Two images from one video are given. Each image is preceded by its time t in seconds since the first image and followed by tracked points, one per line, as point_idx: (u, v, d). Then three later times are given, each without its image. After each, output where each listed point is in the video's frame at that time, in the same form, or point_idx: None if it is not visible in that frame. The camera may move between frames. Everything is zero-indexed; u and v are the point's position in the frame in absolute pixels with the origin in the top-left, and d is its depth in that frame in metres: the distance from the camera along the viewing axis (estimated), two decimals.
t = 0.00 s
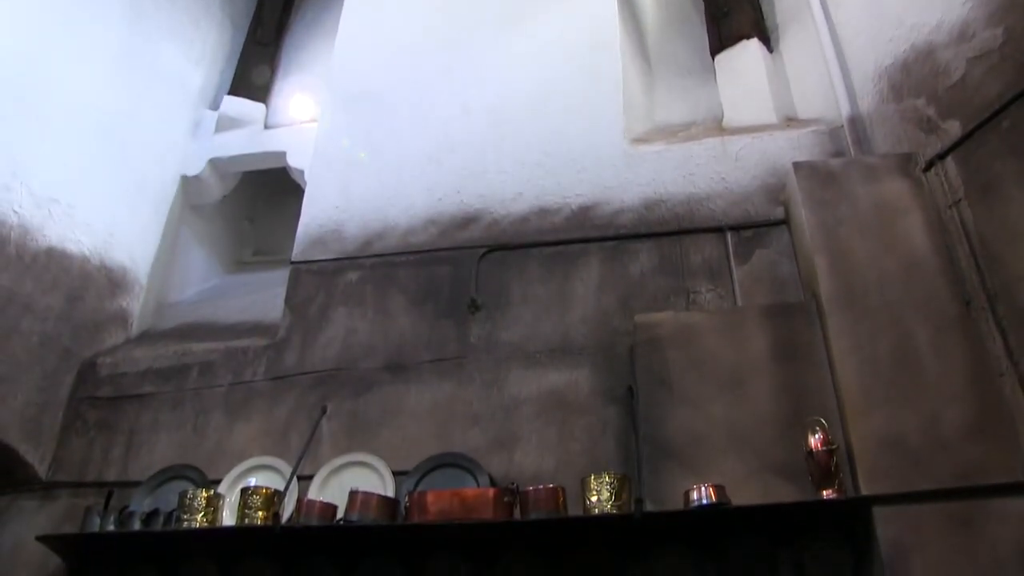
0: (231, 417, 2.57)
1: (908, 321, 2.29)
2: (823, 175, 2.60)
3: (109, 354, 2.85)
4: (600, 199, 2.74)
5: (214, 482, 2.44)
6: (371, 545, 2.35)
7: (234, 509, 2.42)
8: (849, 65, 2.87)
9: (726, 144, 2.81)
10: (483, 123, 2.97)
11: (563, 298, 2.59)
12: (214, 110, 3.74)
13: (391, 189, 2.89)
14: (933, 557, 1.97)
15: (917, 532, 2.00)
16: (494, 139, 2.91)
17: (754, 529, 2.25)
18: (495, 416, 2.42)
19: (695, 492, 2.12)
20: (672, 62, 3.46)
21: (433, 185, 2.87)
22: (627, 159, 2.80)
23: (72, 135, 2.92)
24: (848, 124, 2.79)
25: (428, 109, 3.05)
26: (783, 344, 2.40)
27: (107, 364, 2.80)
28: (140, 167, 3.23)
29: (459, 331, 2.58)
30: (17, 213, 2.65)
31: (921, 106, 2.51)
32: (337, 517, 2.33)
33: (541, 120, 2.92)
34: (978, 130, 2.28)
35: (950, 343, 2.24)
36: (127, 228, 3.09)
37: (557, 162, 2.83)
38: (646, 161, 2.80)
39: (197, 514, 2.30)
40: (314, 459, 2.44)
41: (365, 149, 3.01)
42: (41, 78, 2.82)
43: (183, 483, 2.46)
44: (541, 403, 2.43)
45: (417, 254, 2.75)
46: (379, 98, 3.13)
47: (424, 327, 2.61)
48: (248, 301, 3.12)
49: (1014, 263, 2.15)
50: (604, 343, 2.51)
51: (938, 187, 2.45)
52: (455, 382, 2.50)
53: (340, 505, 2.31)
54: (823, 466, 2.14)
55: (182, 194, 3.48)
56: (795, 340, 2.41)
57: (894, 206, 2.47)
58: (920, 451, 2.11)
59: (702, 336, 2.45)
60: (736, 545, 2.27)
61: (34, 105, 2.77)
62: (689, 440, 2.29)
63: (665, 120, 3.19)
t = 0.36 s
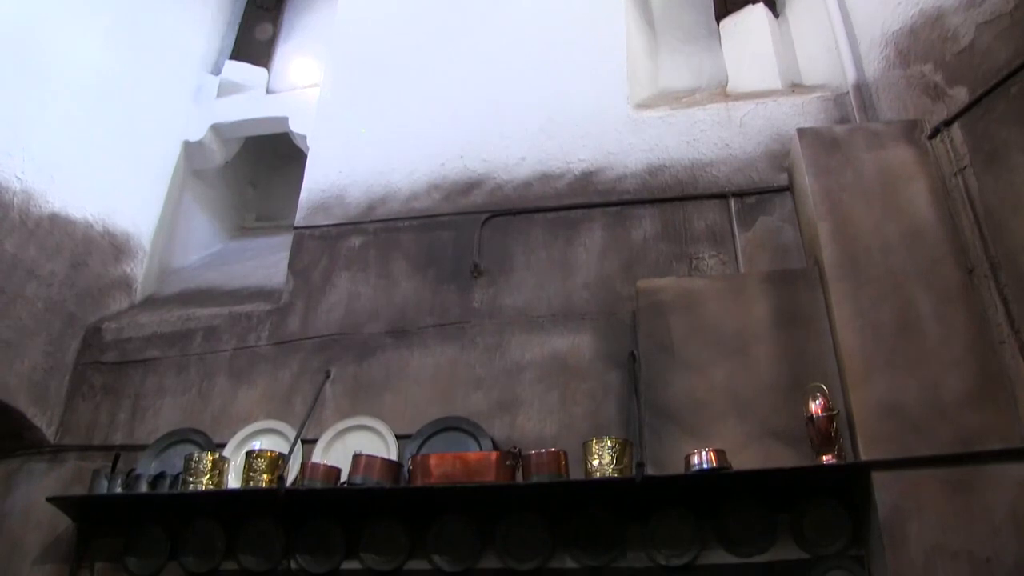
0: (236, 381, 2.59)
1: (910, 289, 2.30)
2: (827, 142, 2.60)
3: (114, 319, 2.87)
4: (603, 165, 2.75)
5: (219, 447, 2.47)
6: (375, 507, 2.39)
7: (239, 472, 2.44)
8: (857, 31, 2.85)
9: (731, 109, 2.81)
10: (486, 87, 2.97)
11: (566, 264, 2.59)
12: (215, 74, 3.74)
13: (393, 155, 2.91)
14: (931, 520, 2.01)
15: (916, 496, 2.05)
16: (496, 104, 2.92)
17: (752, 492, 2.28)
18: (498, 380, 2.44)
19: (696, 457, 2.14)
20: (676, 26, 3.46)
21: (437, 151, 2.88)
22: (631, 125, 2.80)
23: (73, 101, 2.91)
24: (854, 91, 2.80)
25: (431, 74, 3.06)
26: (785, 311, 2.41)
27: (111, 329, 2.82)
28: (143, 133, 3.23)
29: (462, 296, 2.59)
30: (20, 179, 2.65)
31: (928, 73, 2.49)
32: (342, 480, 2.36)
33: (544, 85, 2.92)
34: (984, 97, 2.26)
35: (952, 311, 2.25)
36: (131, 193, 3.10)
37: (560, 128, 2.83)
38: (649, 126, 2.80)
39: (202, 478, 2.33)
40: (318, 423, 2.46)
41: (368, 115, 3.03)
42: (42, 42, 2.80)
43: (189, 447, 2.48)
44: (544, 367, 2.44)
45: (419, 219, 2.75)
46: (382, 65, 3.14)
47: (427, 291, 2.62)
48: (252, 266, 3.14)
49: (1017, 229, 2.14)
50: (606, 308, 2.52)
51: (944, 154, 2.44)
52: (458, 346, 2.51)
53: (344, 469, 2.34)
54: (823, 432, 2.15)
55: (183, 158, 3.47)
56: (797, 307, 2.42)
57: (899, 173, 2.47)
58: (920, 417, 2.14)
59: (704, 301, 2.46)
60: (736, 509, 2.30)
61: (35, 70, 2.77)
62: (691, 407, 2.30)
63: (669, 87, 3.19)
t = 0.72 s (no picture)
0: (240, 346, 2.60)
1: (914, 255, 2.30)
2: (833, 107, 2.59)
3: (119, 285, 2.88)
4: (608, 130, 2.75)
5: (225, 411, 2.49)
6: (379, 471, 2.39)
7: (244, 436, 2.46)
8: None
9: (736, 75, 2.81)
10: (490, 53, 2.97)
11: (570, 229, 2.59)
12: (218, 40, 3.73)
13: (397, 123, 2.90)
14: (931, 486, 2.05)
15: (917, 462, 2.08)
16: (501, 70, 2.92)
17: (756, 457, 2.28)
18: (502, 345, 2.44)
19: (698, 421, 2.16)
20: None
21: (441, 117, 2.87)
22: (636, 90, 2.81)
23: (74, 68, 2.90)
24: (860, 57, 2.79)
25: (435, 40, 3.06)
26: (788, 276, 2.41)
27: (117, 295, 2.83)
28: (145, 100, 3.22)
29: (465, 261, 2.60)
30: (22, 145, 2.64)
31: (935, 38, 2.46)
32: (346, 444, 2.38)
33: (549, 51, 2.93)
34: (991, 63, 2.25)
35: (955, 278, 2.25)
36: (135, 160, 3.10)
37: (565, 94, 2.83)
38: (654, 91, 2.80)
39: (208, 442, 2.35)
40: (322, 387, 2.47)
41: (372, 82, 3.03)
42: (42, 9, 2.79)
43: (194, 412, 2.50)
44: (547, 332, 2.45)
45: (423, 184, 2.75)
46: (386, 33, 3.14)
47: (431, 256, 2.62)
48: (255, 231, 3.14)
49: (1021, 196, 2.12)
50: (609, 273, 2.52)
51: (951, 121, 2.43)
52: (462, 311, 2.51)
53: (349, 433, 2.36)
54: (825, 397, 2.17)
55: (186, 124, 3.47)
56: (800, 272, 2.42)
57: (904, 138, 2.46)
58: (923, 383, 2.15)
59: (708, 267, 2.46)
60: (739, 474, 2.31)
61: (35, 36, 2.75)
62: (694, 372, 2.31)
63: (672, 51, 3.11)
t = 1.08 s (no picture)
0: (247, 314, 2.61)
1: (920, 225, 2.30)
2: (840, 75, 2.57)
3: (125, 254, 2.89)
4: (613, 98, 2.74)
5: (232, 379, 2.50)
6: (385, 439, 2.39)
7: (251, 403, 2.48)
8: None
9: (743, 43, 2.80)
10: (495, 20, 2.96)
11: (576, 197, 2.59)
12: (220, 8, 3.71)
13: (403, 92, 2.89)
14: (932, 454, 2.07)
15: (918, 430, 2.10)
16: (506, 38, 2.91)
17: (763, 425, 2.28)
18: (507, 313, 2.45)
19: (702, 389, 2.17)
20: None
21: (446, 86, 2.86)
22: (642, 59, 2.80)
23: (77, 37, 2.89)
24: (869, 24, 2.77)
25: (440, 8, 3.05)
26: (794, 245, 2.41)
27: (124, 264, 2.85)
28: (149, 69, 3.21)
29: (471, 229, 2.60)
30: (27, 115, 2.64)
31: (947, 5, 2.45)
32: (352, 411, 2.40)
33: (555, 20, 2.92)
34: (1004, 29, 2.24)
35: (961, 247, 2.25)
36: (140, 129, 3.09)
37: (571, 62, 2.82)
38: (661, 58, 2.80)
39: (215, 409, 2.37)
40: (328, 354, 2.48)
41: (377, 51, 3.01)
42: None
43: (201, 379, 2.52)
44: (552, 300, 2.46)
45: (428, 152, 2.75)
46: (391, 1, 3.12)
47: (437, 224, 2.63)
48: (261, 200, 3.14)
49: None
50: (614, 241, 2.53)
51: (960, 90, 2.41)
52: (468, 279, 2.52)
53: (355, 400, 2.38)
54: (829, 365, 2.18)
55: (190, 93, 3.46)
56: (806, 241, 2.42)
57: (911, 107, 2.45)
58: (926, 352, 2.16)
59: (713, 235, 2.46)
60: (744, 442, 2.31)
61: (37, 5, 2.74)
62: (699, 340, 2.32)
63: (679, 18, 2.90)
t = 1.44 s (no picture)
0: (252, 280, 2.62)
1: (926, 193, 2.29)
2: (848, 43, 2.55)
3: (131, 221, 2.89)
4: (619, 66, 2.73)
5: (237, 345, 2.52)
6: (390, 405, 2.40)
7: (256, 368, 2.50)
8: None
9: (750, 10, 2.78)
10: None
11: (581, 164, 2.59)
12: None
13: (407, 60, 2.88)
14: (934, 421, 2.08)
15: (920, 399, 2.11)
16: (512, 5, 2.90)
17: (766, 392, 2.29)
18: (512, 280, 2.46)
19: (706, 356, 2.18)
20: None
21: (451, 54, 2.85)
22: (649, 26, 2.79)
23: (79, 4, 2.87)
24: None
25: None
26: (799, 213, 2.40)
27: (129, 231, 2.85)
28: (153, 36, 3.19)
29: (476, 196, 2.60)
30: (30, 81, 2.63)
31: None
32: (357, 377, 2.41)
33: None
34: None
35: (968, 216, 2.25)
36: (144, 97, 3.09)
37: (577, 30, 2.81)
38: (667, 26, 2.78)
39: (221, 374, 2.38)
40: (333, 320, 2.49)
41: (382, 20, 2.99)
42: None
43: (207, 345, 2.53)
44: (557, 267, 2.46)
45: (433, 119, 2.75)
46: None
47: (442, 191, 2.63)
48: (265, 166, 3.14)
49: None
50: (620, 208, 2.53)
51: (969, 58, 2.39)
52: (473, 246, 2.52)
53: (360, 366, 2.39)
54: (833, 333, 2.19)
55: (194, 59, 3.44)
56: (812, 209, 2.41)
57: (920, 74, 2.44)
58: (930, 320, 2.16)
59: (719, 203, 2.46)
60: (747, 409, 2.32)
61: None
62: (703, 307, 2.33)
63: None
